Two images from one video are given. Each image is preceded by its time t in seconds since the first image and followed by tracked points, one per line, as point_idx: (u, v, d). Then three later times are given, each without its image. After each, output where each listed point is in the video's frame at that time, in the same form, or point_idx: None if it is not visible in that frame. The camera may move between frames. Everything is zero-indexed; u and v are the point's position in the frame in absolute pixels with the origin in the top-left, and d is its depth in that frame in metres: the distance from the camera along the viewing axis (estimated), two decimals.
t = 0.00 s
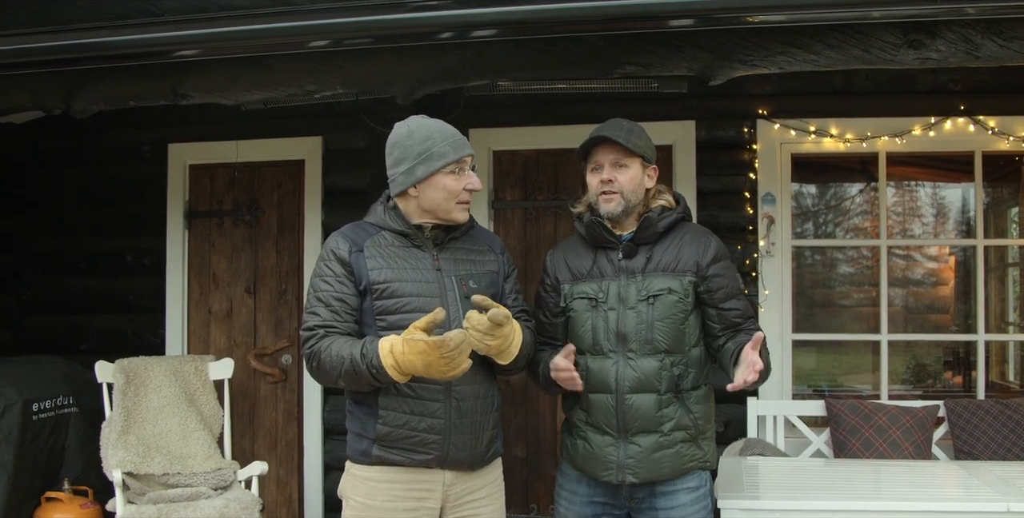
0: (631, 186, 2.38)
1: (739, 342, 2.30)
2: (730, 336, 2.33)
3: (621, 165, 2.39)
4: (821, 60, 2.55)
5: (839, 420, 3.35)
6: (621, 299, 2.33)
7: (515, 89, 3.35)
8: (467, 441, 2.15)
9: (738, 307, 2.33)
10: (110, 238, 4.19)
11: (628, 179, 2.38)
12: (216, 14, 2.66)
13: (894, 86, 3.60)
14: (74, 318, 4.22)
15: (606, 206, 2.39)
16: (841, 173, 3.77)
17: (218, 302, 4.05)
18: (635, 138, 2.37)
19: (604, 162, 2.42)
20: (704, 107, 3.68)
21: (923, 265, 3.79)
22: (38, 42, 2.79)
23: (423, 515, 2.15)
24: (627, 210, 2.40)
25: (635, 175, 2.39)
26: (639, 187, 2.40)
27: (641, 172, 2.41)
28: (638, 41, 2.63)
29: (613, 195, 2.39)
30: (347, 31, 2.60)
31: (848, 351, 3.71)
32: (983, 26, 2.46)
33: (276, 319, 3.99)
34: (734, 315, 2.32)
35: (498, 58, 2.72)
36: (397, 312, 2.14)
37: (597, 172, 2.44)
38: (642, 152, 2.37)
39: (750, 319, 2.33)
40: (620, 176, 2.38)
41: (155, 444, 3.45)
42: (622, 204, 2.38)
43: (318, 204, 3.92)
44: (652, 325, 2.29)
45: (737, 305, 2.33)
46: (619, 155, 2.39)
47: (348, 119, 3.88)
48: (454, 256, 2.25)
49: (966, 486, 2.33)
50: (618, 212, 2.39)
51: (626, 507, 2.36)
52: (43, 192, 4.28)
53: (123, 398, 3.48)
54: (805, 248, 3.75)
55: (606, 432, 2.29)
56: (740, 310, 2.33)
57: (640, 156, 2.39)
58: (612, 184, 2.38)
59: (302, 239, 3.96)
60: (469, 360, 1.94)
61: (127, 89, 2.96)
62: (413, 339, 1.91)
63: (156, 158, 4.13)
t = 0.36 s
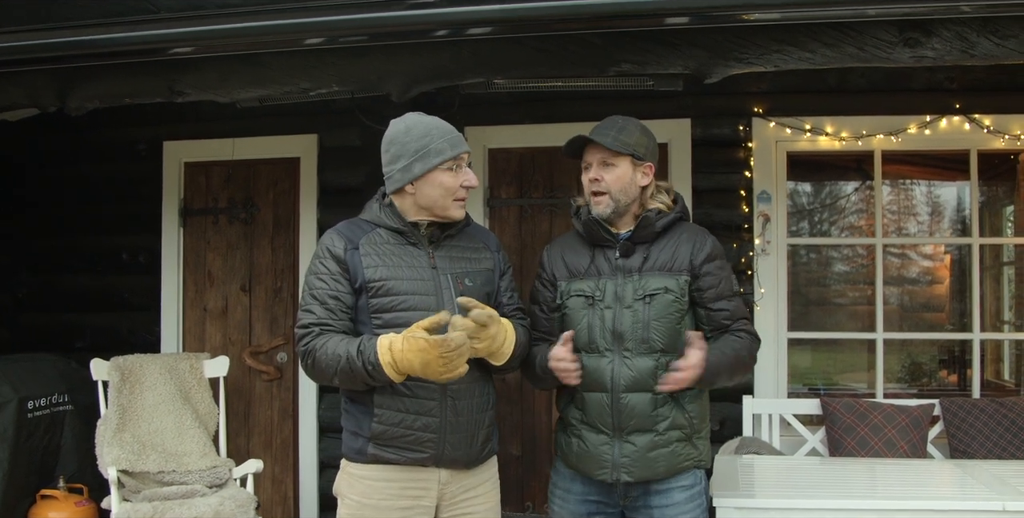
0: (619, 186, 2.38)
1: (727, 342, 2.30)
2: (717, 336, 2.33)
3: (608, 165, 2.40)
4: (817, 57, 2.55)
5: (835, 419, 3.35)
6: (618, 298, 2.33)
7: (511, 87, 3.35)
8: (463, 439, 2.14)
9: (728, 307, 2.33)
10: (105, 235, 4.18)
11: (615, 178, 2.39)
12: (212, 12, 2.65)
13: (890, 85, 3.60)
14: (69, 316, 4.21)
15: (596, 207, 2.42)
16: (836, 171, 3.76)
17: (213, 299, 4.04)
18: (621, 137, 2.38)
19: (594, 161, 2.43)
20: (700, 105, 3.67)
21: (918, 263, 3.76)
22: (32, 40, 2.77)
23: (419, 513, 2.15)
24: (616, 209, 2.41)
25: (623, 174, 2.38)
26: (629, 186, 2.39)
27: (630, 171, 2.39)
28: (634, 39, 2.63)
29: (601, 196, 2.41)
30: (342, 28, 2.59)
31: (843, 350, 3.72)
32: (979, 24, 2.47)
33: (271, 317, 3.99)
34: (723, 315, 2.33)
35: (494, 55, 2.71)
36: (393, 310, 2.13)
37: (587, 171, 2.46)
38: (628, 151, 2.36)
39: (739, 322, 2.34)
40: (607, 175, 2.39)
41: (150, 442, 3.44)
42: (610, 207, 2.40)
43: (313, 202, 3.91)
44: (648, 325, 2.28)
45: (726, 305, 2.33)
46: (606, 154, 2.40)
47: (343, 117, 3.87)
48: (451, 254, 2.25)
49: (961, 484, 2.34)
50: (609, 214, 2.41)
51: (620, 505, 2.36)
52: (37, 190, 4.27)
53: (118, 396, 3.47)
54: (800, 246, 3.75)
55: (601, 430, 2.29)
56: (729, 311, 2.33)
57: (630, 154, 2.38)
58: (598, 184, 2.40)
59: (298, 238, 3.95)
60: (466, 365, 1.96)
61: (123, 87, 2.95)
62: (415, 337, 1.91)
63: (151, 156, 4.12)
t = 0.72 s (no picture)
0: (610, 183, 2.38)
1: (711, 336, 2.25)
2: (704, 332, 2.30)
3: (600, 162, 2.39)
4: (813, 55, 2.55)
5: (832, 416, 3.35)
6: (609, 296, 2.34)
7: (508, 84, 3.34)
8: (457, 437, 2.14)
9: (713, 302, 2.29)
10: (102, 234, 4.18)
11: (606, 175, 2.38)
12: (207, 9, 2.64)
13: (888, 82, 3.59)
14: (67, 314, 4.21)
15: (586, 202, 2.41)
16: (835, 168, 3.77)
17: (210, 297, 4.04)
18: (614, 135, 2.37)
19: (586, 158, 2.42)
20: (697, 103, 3.67)
21: (917, 261, 3.81)
22: (26, 37, 2.76)
23: (414, 512, 2.14)
24: (607, 206, 2.40)
25: (615, 172, 2.38)
26: (621, 184, 2.38)
27: (622, 168, 2.38)
28: (630, 36, 2.62)
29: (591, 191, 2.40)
30: (337, 26, 2.58)
31: (841, 348, 3.71)
32: (976, 21, 2.46)
33: (268, 315, 3.98)
34: (709, 311, 2.29)
35: (490, 53, 2.71)
36: (388, 308, 2.13)
37: (579, 168, 2.45)
38: (620, 149, 2.36)
39: (725, 316, 2.28)
40: (599, 172, 2.38)
41: (147, 440, 3.44)
42: (599, 202, 2.39)
43: (310, 200, 3.90)
44: (637, 323, 2.29)
45: (713, 301, 2.29)
46: (598, 151, 2.39)
47: (340, 115, 3.86)
48: (445, 252, 2.24)
49: (957, 482, 2.33)
50: (598, 209, 2.40)
51: (612, 503, 2.36)
52: (35, 188, 4.27)
53: (115, 394, 3.46)
54: (799, 244, 3.75)
55: (592, 428, 2.29)
56: (715, 306, 2.29)
57: (622, 152, 2.37)
58: (590, 181, 2.39)
59: (295, 236, 3.95)
60: (460, 367, 1.99)
61: (118, 84, 2.94)
62: (413, 334, 1.94)
63: (149, 154, 4.11)
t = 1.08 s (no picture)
0: (604, 188, 2.37)
1: (716, 342, 2.27)
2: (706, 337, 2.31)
3: (595, 166, 2.38)
4: (813, 55, 2.54)
5: (832, 417, 3.34)
6: (607, 297, 2.32)
7: (508, 83, 3.33)
8: (454, 437, 2.14)
9: (718, 308, 2.31)
10: (103, 232, 4.18)
11: (601, 180, 2.37)
12: (206, 8, 2.64)
13: (891, 82, 3.57)
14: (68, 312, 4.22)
15: (583, 206, 2.41)
16: (837, 169, 3.74)
17: (211, 296, 4.04)
18: (608, 138, 2.37)
19: (582, 162, 2.42)
20: (699, 102, 3.66)
21: (920, 261, 3.72)
22: (24, 35, 2.76)
23: (410, 511, 2.14)
24: (604, 211, 2.40)
25: (609, 176, 2.37)
26: (617, 188, 2.37)
27: (618, 172, 2.38)
28: (630, 36, 2.61)
29: (588, 196, 2.40)
30: (337, 25, 2.57)
31: (845, 348, 3.70)
32: (976, 21, 2.45)
33: (269, 314, 3.98)
34: (713, 317, 2.31)
35: (490, 52, 2.70)
36: (384, 308, 2.13)
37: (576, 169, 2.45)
38: (614, 152, 2.35)
39: (728, 324, 2.31)
40: (593, 177, 2.38)
41: (147, 438, 3.44)
42: (595, 206, 2.38)
43: (310, 199, 3.91)
44: (635, 324, 2.28)
45: (717, 307, 2.31)
46: (593, 155, 2.38)
47: (341, 113, 3.86)
48: (441, 251, 2.24)
49: (957, 483, 2.32)
50: (595, 213, 2.40)
51: (609, 504, 2.36)
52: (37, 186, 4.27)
53: (115, 392, 3.47)
54: (803, 244, 3.73)
55: (588, 429, 2.28)
56: (720, 312, 2.31)
57: (616, 155, 2.36)
58: (585, 186, 2.39)
59: (295, 234, 3.95)
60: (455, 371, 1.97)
61: (117, 83, 2.95)
62: (410, 334, 1.94)
63: (150, 153, 4.12)
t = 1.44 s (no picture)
0: (611, 182, 2.37)
1: (715, 333, 2.24)
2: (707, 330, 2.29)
3: (602, 161, 2.38)
4: (817, 54, 2.53)
5: (837, 418, 3.32)
6: (611, 296, 2.33)
7: (512, 82, 3.33)
8: (456, 436, 2.14)
9: (717, 300, 2.29)
10: (109, 230, 4.20)
11: (608, 175, 2.37)
12: (210, 6, 2.64)
13: (897, 81, 3.56)
14: (74, 309, 4.23)
15: (589, 201, 2.41)
16: (843, 169, 3.73)
17: (216, 294, 4.05)
18: (615, 133, 2.36)
19: (589, 157, 2.42)
20: (704, 101, 3.64)
21: (929, 262, 3.70)
22: (29, 33, 2.77)
23: (411, 510, 2.14)
24: (609, 205, 2.39)
25: (616, 170, 2.37)
26: (623, 183, 2.38)
27: (624, 167, 2.38)
28: (635, 35, 2.61)
29: (594, 192, 2.40)
30: (341, 23, 2.57)
31: (851, 349, 3.69)
32: (982, 21, 2.44)
33: (274, 312, 3.99)
34: (712, 309, 2.28)
35: (495, 51, 2.70)
36: (385, 306, 2.13)
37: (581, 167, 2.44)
38: (621, 148, 2.35)
39: (729, 315, 2.27)
40: (600, 172, 2.38)
41: (151, 436, 3.46)
42: (602, 201, 2.38)
43: (315, 197, 3.91)
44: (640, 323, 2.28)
45: (716, 299, 2.29)
46: (600, 150, 2.38)
47: (347, 112, 3.87)
48: (442, 250, 2.24)
49: (961, 485, 2.30)
50: (600, 207, 2.39)
51: (613, 504, 2.35)
52: (44, 183, 4.29)
53: (119, 390, 3.49)
54: (811, 244, 3.73)
55: (591, 429, 2.28)
56: (718, 304, 2.28)
57: (623, 150, 2.36)
58: (592, 180, 2.39)
59: (300, 233, 3.96)
60: (453, 364, 1.99)
61: (122, 81, 2.96)
62: (408, 329, 1.95)
63: (156, 151, 4.13)
